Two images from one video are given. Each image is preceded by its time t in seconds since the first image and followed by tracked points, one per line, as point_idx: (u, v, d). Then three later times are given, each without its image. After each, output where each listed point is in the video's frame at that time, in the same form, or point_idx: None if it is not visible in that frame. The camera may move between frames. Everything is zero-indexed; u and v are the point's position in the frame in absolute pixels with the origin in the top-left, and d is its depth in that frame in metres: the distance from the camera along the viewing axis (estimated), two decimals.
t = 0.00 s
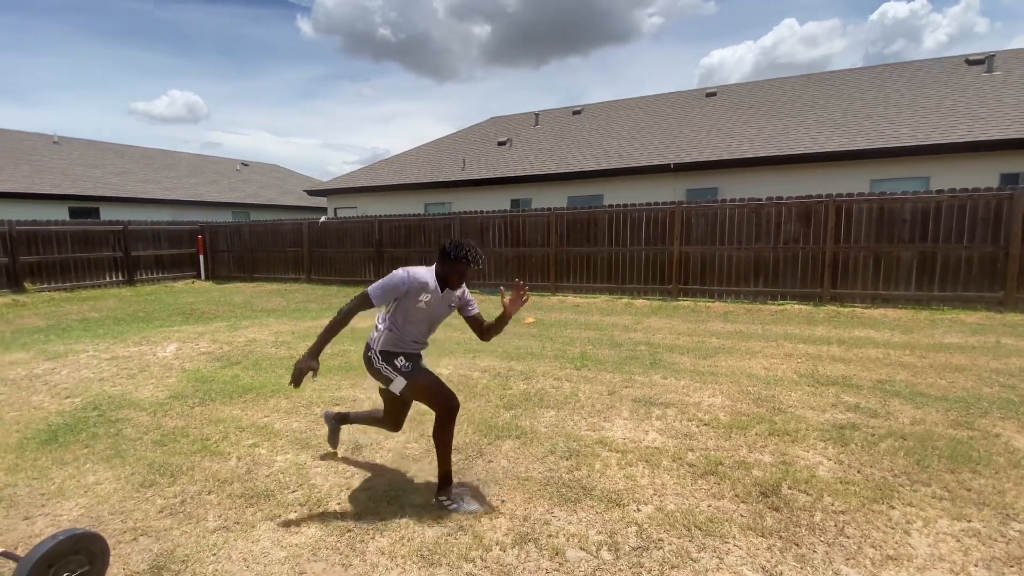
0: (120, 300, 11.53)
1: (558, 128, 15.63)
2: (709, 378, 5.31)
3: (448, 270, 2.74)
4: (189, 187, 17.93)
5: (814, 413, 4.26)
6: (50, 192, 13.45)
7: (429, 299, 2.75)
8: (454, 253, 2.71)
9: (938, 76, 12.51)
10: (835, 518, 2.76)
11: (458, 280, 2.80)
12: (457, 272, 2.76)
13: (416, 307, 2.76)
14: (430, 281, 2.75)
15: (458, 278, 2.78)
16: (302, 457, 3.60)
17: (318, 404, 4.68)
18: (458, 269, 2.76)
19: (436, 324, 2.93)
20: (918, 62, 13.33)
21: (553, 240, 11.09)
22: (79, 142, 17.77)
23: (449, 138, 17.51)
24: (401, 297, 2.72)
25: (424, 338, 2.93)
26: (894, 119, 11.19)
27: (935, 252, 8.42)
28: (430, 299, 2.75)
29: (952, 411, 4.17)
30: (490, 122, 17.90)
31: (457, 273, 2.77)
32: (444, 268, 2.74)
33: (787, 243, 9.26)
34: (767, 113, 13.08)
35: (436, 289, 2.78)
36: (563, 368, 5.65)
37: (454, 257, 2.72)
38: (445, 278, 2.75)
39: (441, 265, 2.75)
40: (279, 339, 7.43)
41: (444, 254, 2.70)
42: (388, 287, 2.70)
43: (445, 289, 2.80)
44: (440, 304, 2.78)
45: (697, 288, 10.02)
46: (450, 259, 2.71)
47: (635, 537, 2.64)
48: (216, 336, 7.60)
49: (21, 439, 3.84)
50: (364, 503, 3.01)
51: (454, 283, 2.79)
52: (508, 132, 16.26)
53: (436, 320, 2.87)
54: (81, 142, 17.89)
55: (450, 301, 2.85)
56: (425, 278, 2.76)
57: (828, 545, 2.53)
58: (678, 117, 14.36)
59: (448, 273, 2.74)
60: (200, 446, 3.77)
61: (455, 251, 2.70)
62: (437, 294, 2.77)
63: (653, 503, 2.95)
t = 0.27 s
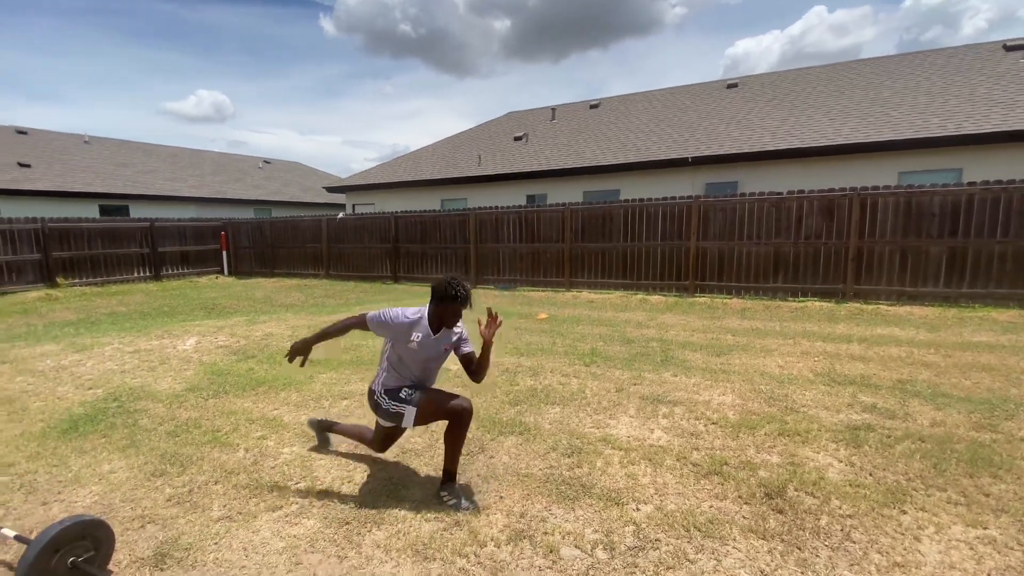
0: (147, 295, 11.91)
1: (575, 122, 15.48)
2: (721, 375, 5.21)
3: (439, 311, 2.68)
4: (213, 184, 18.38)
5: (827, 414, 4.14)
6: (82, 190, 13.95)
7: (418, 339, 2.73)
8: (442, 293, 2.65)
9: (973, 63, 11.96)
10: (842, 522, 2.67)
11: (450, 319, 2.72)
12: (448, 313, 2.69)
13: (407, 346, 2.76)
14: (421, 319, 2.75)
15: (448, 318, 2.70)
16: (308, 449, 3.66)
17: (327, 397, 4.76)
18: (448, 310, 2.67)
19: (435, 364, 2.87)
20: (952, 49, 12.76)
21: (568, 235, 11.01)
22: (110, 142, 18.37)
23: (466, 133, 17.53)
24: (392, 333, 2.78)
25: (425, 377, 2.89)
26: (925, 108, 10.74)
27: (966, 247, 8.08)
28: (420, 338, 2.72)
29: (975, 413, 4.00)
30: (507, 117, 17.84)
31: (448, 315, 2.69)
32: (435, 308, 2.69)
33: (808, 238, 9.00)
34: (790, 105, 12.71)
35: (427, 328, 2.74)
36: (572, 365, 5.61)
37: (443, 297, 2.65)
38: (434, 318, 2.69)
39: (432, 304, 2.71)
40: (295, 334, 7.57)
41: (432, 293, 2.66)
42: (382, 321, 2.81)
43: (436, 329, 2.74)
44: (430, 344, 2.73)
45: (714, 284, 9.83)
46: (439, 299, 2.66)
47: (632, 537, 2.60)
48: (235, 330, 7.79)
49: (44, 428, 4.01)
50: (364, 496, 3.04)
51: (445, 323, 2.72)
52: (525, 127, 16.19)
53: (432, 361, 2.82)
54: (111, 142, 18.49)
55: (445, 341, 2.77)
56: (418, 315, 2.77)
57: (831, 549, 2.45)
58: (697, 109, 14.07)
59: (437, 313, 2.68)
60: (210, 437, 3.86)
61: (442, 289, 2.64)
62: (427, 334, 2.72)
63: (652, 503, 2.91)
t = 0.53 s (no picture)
0: (175, 289, 12.32)
1: (594, 113, 15.27)
2: (736, 370, 5.09)
3: (445, 240, 2.83)
4: (239, 181, 18.84)
5: (845, 410, 4.00)
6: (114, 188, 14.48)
7: (428, 272, 2.84)
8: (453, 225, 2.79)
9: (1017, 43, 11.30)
10: (850, 521, 2.58)
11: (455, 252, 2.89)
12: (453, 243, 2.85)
13: (417, 281, 2.85)
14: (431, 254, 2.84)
15: (456, 249, 2.87)
16: (316, 439, 3.74)
17: (339, 388, 4.84)
18: (456, 239, 2.85)
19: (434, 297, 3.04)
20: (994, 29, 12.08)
21: (585, 229, 10.90)
22: (142, 142, 19.00)
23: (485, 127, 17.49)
24: (405, 271, 2.81)
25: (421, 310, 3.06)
26: (962, 92, 10.22)
27: (1004, 238, 7.69)
28: (431, 271, 2.84)
29: (1004, 411, 3.80)
30: (526, 110, 17.72)
31: (456, 245, 2.86)
32: (443, 239, 2.83)
33: (834, 229, 8.69)
34: (817, 91, 12.27)
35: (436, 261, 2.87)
36: (583, 359, 5.56)
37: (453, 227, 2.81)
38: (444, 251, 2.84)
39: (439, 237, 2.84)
40: (313, 327, 7.72)
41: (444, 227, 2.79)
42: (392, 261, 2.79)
43: (443, 261, 2.89)
44: (439, 277, 2.89)
45: (736, 277, 9.60)
46: (449, 229, 2.80)
47: (631, 532, 2.57)
48: (256, 323, 7.99)
49: (71, 417, 4.20)
50: (367, 485, 3.08)
51: (452, 256, 2.88)
52: (543, 119, 16.06)
53: (433, 293, 2.98)
54: (143, 141, 19.13)
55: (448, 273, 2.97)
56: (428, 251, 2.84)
57: (837, 549, 2.38)
58: (720, 98, 13.70)
59: (446, 244, 2.84)
60: (224, 426, 3.98)
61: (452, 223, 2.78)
62: (437, 266, 2.86)
63: (654, 498, 2.87)
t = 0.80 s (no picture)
0: (206, 282, 12.75)
1: (616, 103, 15.02)
2: (754, 363, 4.98)
3: (456, 278, 2.86)
4: (266, 177, 19.29)
5: (866, 406, 3.87)
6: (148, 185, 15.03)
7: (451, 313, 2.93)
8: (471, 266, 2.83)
9: None
10: (862, 519, 2.50)
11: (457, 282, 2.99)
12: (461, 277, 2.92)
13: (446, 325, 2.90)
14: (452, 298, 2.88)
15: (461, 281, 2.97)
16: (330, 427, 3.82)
17: (354, 378, 4.94)
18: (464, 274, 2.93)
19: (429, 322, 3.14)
20: None
21: (605, 220, 10.78)
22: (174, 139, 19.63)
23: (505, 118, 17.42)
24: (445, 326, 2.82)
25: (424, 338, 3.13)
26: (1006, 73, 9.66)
27: None
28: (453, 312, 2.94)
29: None
30: (546, 100, 17.56)
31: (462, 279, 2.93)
32: (457, 280, 2.86)
33: (864, 219, 8.36)
34: (849, 75, 11.78)
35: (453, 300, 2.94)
36: (597, 352, 5.53)
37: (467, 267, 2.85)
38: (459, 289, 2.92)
39: (455, 279, 2.86)
40: (333, 318, 7.88)
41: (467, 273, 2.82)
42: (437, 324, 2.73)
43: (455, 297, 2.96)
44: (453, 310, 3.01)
45: (760, 268, 9.35)
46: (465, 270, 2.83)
47: (634, 524, 2.55)
48: (279, 315, 8.21)
49: (103, 404, 4.41)
50: (375, 473, 3.14)
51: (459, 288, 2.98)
52: (564, 109, 15.89)
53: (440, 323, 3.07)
54: (175, 139, 19.75)
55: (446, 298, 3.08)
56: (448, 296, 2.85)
57: (846, 547, 2.32)
58: (746, 84, 13.29)
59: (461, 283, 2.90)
60: (243, 414, 4.11)
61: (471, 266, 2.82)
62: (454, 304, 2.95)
63: (660, 491, 2.83)
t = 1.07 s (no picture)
0: (232, 273, 13.11)
1: (637, 90, 14.72)
2: (771, 357, 4.84)
3: (445, 260, 2.85)
4: (289, 170, 19.64)
5: (887, 402, 3.72)
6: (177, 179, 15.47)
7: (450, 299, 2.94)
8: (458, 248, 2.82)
9: None
10: (875, 520, 2.41)
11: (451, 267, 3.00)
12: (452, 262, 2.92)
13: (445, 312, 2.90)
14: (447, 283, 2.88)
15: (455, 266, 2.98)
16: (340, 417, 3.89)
17: (367, 369, 5.00)
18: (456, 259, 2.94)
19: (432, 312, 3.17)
20: None
21: (623, 210, 10.63)
22: (201, 134, 20.13)
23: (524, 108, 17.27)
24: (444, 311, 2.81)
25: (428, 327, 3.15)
26: None
27: None
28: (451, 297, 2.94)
29: None
30: (566, 89, 17.33)
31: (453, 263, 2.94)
32: (448, 263, 2.85)
33: (895, 207, 8.01)
34: (883, 57, 11.26)
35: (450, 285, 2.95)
36: (610, 344, 5.47)
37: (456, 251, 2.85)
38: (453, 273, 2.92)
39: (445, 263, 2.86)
40: (351, 309, 8.00)
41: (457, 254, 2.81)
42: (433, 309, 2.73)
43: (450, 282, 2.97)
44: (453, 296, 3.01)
45: (784, 259, 9.08)
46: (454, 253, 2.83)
47: (635, 519, 2.51)
48: (299, 306, 8.37)
49: (128, 391, 4.58)
50: (381, 462, 3.17)
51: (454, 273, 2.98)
52: (583, 98, 15.65)
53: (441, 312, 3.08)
54: (203, 134, 20.25)
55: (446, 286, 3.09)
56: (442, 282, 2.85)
57: (856, 548, 2.24)
58: (773, 69, 12.84)
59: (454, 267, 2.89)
60: (258, 402, 4.21)
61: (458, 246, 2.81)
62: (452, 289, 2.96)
63: (665, 486, 2.79)
